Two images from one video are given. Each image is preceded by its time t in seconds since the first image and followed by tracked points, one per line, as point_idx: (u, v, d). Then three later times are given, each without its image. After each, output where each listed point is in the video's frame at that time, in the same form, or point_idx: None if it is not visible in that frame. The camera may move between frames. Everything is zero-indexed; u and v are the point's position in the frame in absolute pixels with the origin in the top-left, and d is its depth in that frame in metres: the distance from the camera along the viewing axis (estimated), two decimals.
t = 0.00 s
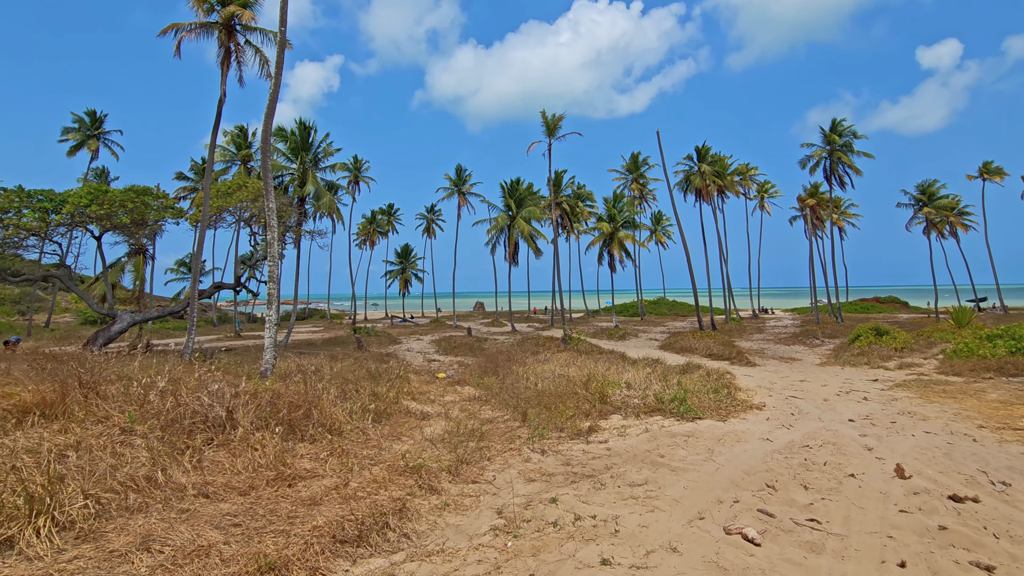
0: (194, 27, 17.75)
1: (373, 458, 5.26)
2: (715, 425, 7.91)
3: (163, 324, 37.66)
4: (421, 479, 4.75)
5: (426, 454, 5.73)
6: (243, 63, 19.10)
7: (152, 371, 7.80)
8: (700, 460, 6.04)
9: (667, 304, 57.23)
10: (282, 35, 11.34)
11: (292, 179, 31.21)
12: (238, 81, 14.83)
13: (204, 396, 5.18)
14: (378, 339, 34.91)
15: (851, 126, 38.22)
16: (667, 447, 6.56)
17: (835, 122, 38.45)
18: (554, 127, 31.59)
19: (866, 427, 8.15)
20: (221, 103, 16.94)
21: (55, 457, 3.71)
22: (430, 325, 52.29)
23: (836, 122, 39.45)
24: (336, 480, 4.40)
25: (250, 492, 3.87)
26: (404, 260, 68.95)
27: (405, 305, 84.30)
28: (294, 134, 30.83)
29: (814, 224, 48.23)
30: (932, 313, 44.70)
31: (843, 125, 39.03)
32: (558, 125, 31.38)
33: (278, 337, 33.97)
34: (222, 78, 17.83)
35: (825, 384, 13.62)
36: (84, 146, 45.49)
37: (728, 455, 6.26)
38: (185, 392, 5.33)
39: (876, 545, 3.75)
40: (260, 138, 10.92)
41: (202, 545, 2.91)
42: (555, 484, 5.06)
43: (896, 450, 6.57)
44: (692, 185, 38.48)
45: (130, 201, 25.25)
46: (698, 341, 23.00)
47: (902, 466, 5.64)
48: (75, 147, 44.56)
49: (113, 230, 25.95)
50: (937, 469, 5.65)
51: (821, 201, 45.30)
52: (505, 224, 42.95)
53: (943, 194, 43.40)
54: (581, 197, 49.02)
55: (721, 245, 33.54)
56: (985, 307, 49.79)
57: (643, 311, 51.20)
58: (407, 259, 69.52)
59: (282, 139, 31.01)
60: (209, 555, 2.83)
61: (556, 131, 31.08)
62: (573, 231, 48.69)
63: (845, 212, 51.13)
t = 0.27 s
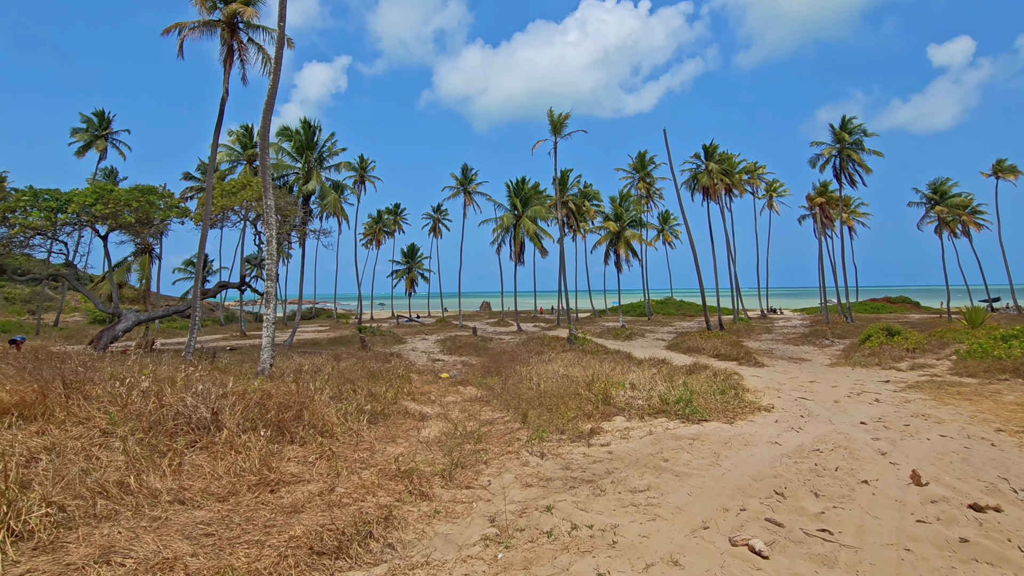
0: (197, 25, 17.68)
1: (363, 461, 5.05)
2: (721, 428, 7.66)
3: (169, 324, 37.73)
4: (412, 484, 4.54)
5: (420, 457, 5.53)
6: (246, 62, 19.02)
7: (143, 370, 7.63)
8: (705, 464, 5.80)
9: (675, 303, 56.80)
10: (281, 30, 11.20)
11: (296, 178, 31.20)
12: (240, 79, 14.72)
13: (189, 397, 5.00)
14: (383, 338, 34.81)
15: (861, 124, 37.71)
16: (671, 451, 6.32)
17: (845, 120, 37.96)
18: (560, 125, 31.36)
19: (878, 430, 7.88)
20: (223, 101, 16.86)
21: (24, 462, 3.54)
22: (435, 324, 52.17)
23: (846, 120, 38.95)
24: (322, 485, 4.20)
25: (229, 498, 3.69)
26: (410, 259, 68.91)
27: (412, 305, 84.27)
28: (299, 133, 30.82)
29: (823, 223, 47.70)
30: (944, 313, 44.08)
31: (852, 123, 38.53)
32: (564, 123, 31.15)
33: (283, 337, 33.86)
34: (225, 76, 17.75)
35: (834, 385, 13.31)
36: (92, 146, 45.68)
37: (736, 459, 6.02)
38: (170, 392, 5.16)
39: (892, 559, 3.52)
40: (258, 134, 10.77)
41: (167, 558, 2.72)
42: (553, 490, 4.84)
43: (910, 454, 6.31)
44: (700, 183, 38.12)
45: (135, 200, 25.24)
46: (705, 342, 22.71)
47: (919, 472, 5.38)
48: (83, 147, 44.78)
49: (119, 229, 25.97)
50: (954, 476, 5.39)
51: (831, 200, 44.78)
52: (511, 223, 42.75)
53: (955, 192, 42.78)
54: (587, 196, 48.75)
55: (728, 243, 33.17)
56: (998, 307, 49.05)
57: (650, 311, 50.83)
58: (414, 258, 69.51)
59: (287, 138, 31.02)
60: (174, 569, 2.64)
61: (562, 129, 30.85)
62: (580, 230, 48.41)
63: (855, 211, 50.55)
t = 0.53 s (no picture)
0: (197, 22, 17.50)
1: (349, 469, 4.76)
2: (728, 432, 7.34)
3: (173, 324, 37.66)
4: (398, 494, 4.25)
5: (413, 463, 5.25)
6: (248, 60, 18.86)
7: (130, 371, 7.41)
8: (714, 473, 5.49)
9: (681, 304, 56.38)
10: (277, 23, 10.97)
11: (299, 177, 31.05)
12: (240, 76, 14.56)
13: (167, 399, 4.74)
14: (387, 339, 34.59)
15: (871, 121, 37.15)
16: (677, 457, 6.02)
17: (854, 118, 37.45)
18: (565, 123, 31.04)
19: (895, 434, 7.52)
20: (224, 99, 16.70)
21: None
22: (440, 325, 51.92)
23: (855, 118, 38.39)
24: (301, 495, 3.91)
25: (197, 510, 3.42)
26: (415, 259, 68.76)
27: (417, 305, 84.12)
28: (302, 131, 30.67)
29: (832, 222, 47.10)
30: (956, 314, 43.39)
31: (862, 120, 37.97)
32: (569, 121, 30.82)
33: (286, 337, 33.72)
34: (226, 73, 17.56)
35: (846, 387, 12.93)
36: (98, 146, 45.78)
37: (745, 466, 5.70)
38: (144, 395, 4.90)
39: None
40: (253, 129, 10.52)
41: None
42: (550, 500, 4.55)
43: (931, 462, 5.97)
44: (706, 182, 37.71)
45: (137, 198, 25.11)
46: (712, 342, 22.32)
47: (942, 482, 5.05)
48: (89, 147, 44.89)
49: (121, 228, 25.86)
50: (981, 486, 5.05)
51: (839, 199, 44.19)
52: (515, 222, 42.46)
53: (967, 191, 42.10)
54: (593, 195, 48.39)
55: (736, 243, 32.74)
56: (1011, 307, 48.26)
57: (656, 311, 50.41)
58: (419, 258, 69.41)
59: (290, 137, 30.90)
60: None
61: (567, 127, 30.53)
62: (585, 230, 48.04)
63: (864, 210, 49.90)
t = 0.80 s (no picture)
0: (195, 19, 17.32)
1: (332, 479, 4.50)
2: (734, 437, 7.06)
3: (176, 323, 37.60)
4: (382, 507, 3.99)
5: (402, 473, 4.99)
6: (247, 57, 18.65)
7: (114, 373, 7.18)
8: (719, 483, 5.21)
9: (686, 304, 55.97)
10: (272, 18, 10.76)
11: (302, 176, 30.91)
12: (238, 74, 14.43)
13: (141, 405, 4.52)
14: (390, 339, 34.40)
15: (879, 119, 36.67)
16: (680, 465, 5.73)
17: (862, 115, 36.94)
18: (569, 121, 30.76)
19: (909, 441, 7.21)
20: (223, 97, 16.52)
21: None
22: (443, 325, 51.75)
23: (863, 115, 37.91)
24: (275, 509, 3.67)
25: (159, 527, 3.18)
26: (419, 259, 68.62)
27: (421, 305, 84.01)
28: (304, 130, 30.55)
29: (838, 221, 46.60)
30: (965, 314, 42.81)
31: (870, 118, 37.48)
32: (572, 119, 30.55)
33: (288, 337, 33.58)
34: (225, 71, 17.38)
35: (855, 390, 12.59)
36: (102, 146, 45.83)
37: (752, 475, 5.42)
38: (118, 399, 4.68)
39: None
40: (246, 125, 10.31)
41: None
42: (544, 513, 4.29)
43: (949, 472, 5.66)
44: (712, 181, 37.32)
45: (139, 198, 24.98)
46: (717, 343, 22.02)
47: (962, 494, 4.75)
48: (93, 147, 44.95)
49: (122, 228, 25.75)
50: (1004, 499, 4.76)
51: (847, 198, 43.70)
52: (519, 222, 42.21)
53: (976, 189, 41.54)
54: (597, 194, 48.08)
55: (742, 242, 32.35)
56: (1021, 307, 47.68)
57: (661, 312, 50.03)
58: (422, 258, 69.26)
59: (292, 136, 30.67)
60: None
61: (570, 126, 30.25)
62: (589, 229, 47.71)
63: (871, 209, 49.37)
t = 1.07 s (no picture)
0: (192, 15, 17.17)
1: (310, 483, 4.30)
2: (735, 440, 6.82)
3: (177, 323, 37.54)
4: (358, 513, 3.78)
5: (385, 476, 4.78)
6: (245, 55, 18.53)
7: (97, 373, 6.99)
8: (717, 487, 4.99)
9: (690, 304, 55.61)
10: (265, 11, 10.57)
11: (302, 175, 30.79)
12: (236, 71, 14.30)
13: (110, 404, 4.35)
14: (392, 339, 34.20)
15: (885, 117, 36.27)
16: (677, 469, 5.51)
17: (867, 114, 36.55)
18: (571, 120, 30.53)
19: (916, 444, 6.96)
20: (220, 94, 16.34)
21: None
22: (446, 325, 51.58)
23: (869, 114, 37.52)
24: (242, 515, 3.48)
25: (113, 536, 3.00)
26: (421, 259, 68.50)
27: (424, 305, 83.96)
28: (304, 129, 30.42)
29: (844, 220, 46.20)
30: (973, 314, 42.32)
31: (875, 116, 37.09)
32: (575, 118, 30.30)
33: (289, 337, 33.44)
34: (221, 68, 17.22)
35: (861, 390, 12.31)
36: (105, 146, 45.87)
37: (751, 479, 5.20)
38: (88, 398, 4.51)
39: None
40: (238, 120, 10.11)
41: None
42: (530, 519, 4.08)
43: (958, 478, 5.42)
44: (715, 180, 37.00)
45: (138, 197, 24.86)
46: (721, 343, 21.77)
47: (973, 501, 4.51)
48: (97, 147, 45.00)
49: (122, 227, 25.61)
50: (1018, 505, 4.53)
51: (852, 197, 43.29)
52: (521, 221, 42.01)
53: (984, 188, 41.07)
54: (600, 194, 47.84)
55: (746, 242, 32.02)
56: None
57: (664, 312, 49.77)
58: (425, 258, 69.10)
59: (293, 135, 30.70)
60: None
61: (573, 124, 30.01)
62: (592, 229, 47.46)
63: (878, 208, 48.90)
